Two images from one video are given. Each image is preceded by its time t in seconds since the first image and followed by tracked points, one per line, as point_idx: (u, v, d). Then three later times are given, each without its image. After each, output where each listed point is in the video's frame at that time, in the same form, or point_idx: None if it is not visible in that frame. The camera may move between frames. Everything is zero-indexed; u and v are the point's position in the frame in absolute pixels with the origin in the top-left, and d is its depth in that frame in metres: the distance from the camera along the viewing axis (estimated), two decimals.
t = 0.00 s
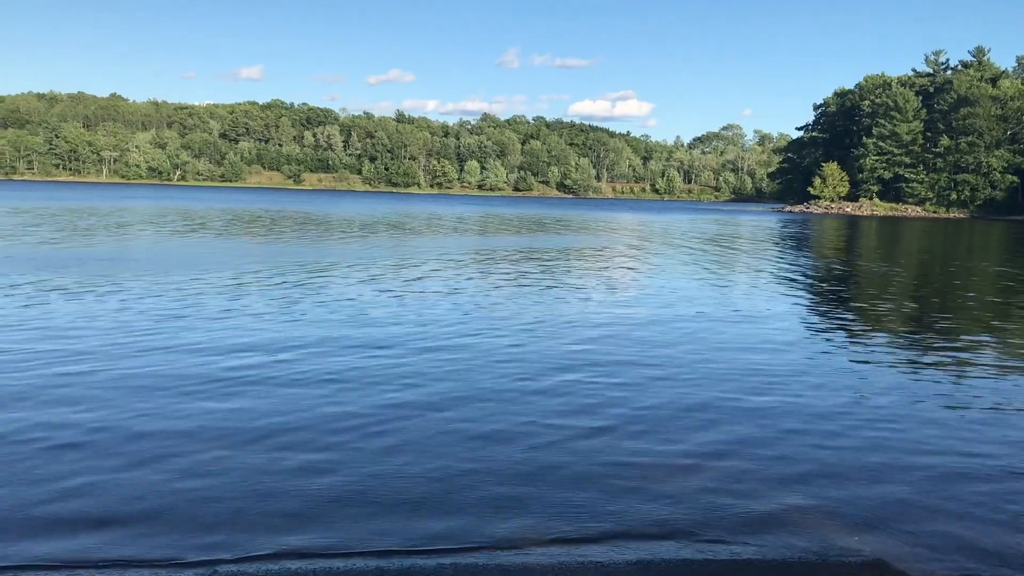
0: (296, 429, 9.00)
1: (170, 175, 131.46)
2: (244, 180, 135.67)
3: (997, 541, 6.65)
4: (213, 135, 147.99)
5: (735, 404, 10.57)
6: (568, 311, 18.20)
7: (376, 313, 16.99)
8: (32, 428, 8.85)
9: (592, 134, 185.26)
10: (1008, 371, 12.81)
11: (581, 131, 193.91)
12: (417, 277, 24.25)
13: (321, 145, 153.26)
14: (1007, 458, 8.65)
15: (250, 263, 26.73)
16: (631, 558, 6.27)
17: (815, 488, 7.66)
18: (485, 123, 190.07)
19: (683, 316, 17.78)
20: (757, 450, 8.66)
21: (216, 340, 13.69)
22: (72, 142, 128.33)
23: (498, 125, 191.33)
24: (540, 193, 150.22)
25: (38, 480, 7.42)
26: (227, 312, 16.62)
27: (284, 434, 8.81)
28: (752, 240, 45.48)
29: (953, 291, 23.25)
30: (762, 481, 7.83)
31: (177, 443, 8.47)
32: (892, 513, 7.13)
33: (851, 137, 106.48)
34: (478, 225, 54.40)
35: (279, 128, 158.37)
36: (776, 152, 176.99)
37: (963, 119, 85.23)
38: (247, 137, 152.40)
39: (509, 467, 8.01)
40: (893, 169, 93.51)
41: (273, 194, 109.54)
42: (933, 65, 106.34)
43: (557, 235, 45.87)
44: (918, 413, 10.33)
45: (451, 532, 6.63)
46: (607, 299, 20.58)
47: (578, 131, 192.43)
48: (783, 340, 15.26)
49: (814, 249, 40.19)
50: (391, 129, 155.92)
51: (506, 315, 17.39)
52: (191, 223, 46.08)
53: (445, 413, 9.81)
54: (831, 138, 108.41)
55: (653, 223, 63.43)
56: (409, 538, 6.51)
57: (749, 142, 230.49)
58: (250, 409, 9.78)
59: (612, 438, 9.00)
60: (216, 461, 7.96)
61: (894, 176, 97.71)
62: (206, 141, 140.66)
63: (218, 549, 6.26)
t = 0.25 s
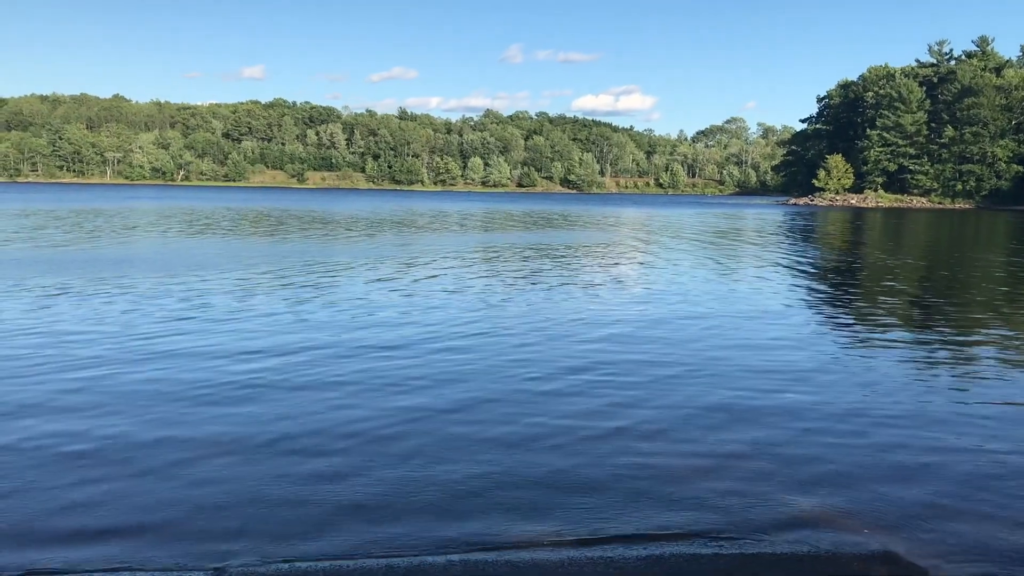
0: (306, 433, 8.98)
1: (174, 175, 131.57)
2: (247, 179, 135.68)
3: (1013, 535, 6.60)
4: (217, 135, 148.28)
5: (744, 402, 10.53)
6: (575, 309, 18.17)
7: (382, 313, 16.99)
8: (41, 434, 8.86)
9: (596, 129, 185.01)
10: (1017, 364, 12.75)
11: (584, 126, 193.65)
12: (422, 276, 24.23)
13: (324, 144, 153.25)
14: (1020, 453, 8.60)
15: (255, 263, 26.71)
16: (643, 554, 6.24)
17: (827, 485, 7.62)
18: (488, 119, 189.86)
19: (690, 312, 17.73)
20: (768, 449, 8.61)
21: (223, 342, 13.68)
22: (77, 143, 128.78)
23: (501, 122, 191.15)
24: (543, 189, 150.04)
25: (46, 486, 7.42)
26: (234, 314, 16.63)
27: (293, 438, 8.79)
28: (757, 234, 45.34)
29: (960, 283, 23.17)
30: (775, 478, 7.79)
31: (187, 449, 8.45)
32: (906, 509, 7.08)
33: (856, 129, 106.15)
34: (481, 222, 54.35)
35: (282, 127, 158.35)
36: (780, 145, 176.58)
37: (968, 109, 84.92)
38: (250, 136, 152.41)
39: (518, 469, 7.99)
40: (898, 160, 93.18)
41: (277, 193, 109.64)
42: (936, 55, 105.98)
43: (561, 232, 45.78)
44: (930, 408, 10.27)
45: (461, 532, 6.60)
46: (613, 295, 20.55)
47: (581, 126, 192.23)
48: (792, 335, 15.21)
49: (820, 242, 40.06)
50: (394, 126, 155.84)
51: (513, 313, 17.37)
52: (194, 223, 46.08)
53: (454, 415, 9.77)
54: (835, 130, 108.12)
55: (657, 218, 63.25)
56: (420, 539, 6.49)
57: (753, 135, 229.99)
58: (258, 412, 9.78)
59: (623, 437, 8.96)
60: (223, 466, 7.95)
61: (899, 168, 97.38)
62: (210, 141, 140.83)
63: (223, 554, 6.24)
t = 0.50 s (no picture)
0: (327, 433, 9.08)
1: (192, 177, 132.47)
2: (264, 179, 136.38)
3: None
4: (233, 136, 149.01)
5: (763, 396, 10.55)
6: (592, 307, 18.23)
7: (400, 313, 17.10)
8: (68, 438, 9.01)
9: (611, 126, 184.78)
10: None
11: (599, 123, 193.45)
12: (439, 275, 24.36)
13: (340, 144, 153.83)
14: None
15: (272, 264, 26.93)
16: (662, 551, 6.30)
17: (846, 478, 7.64)
18: (502, 117, 189.95)
19: (707, 308, 17.77)
20: (787, 443, 8.64)
21: (244, 345, 13.81)
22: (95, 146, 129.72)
23: (516, 119, 191.20)
24: (559, 186, 150.03)
25: (75, 490, 7.56)
26: (254, 315, 16.78)
27: (315, 438, 8.89)
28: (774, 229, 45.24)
29: (980, 276, 23.07)
30: (794, 472, 7.82)
31: (211, 451, 8.56)
32: (925, 502, 7.10)
33: (872, 123, 105.58)
34: (497, 220, 54.53)
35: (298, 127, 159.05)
36: (796, 139, 175.82)
37: (986, 102, 84.33)
38: (266, 137, 153.16)
39: (539, 465, 8.06)
40: (916, 154, 92.63)
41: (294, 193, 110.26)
42: (954, 47, 105.23)
43: (577, 229, 45.84)
44: (950, 400, 10.26)
45: (481, 530, 6.69)
46: (630, 293, 20.59)
47: (597, 123, 192.03)
48: (810, 330, 15.22)
49: (837, 236, 39.92)
50: (409, 125, 156.19)
51: (530, 312, 17.45)
52: (213, 224, 46.46)
53: (474, 412, 9.84)
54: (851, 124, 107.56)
55: (672, 214, 63.22)
56: (442, 538, 6.57)
57: (769, 130, 229.04)
58: (279, 413, 9.90)
59: (642, 434, 9.01)
60: (244, 468, 8.08)
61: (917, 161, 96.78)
62: (226, 142, 141.64)
63: (244, 553, 6.37)
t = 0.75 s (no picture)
0: (367, 436, 9.28)
1: (228, 178, 134.06)
2: (299, 180, 137.64)
3: None
4: (268, 137, 150.72)
5: (798, 403, 10.59)
6: (626, 309, 18.31)
7: (436, 315, 17.29)
8: (115, 436, 9.31)
9: (644, 126, 184.16)
10: None
11: (632, 123, 192.89)
12: (473, 275, 24.55)
13: (374, 144, 154.82)
14: None
15: (308, 264, 27.28)
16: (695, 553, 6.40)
17: (880, 486, 7.69)
18: (535, 118, 190.10)
19: (742, 312, 17.78)
20: (822, 450, 8.69)
21: (284, 347, 14.06)
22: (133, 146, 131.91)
23: (549, 120, 191.24)
24: (591, 187, 149.87)
25: (124, 487, 7.80)
26: (293, 316, 17.06)
27: (355, 441, 9.08)
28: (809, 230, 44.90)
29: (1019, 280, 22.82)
30: (828, 479, 7.88)
31: (255, 452, 8.77)
32: (960, 510, 7.14)
33: (910, 123, 104.31)
34: (529, 220, 54.65)
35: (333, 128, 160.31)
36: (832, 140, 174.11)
37: None
38: (301, 138, 154.51)
39: (572, 469, 8.21)
40: (954, 155, 91.40)
41: (327, 194, 111.24)
42: (993, 46, 103.65)
43: (609, 229, 45.86)
44: (988, 409, 10.23)
45: (513, 531, 6.85)
46: (663, 295, 20.64)
47: (630, 124, 191.52)
48: (845, 335, 15.19)
49: (873, 238, 39.57)
50: (442, 126, 156.79)
51: (564, 314, 17.57)
52: (250, 224, 47.10)
53: (511, 417, 9.98)
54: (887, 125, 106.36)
55: (706, 214, 62.97)
56: (479, 538, 6.72)
57: (804, 131, 226.94)
58: (318, 414, 10.14)
59: (677, 439, 9.10)
60: (285, 468, 8.31)
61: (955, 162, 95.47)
62: (262, 143, 143.12)
63: (283, 549, 6.58)
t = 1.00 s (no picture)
0: (421, 435, 9.42)
1: (283, 177, 135.90)
2: (352, 180, 139.01)
3: None
4: (322, 138, 152.43)
5: (854, 410, 10.51)
6: (679, 312, 18.26)
7: (488, 316, 17.44)
8: (176, 431, 9.55)
9: (697, 127, 182.61)
10: None
11: (684, 123, 191.37)
12: (526, 276, 24.62)
13: (426, 145, 155.78)
14: None
15: (363, 262, 27.60)
16: (743, 559, 6.40)
17: (936, 495, 7.61)
18: (587, 118, 189.59)
19: (796, 317, 17.65)
20: (876, 458, 8.63)
21: (339, 345, 14.32)
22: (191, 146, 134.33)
23: (601, 121, 190.58)
24: (643, 188, 149.08)
25: (185, 480, 8.03)
26: (348, 316, 17.32)
27: (409, 440, 9.24)
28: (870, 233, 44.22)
29: None
30: (883, 487, 7.81)
31: (312, 449, 8.97)
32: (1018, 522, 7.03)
33: (972, 125, 101.85)
34: (583, 221, 54.60)
35: (386, 128, 161.65)
36: (890, 141, 170.76)
37: None
38: (354, 138, 156.04)
39: (625, 472, 8.22)
40: (1019, 157, 88.98)
41: (380, 194, 112.29)
42: None
43: (663, 231, 45.64)
44: None
45: (563, 530, 6.92)
46: (716, 298, 20.54)
47: (683, 124, 190.04)
48: (902, 341, 14.99)
49: (935, 241, 38.75)
50: (494, 127, 157.08)
51: (616, 317, 17.60)
52: (306, 223, 47.77)
53: (563, 419, 10.08)
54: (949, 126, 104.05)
55: (762, 217, 62.22)
56: (529, 537, 6.81)
57: (862, 132, 222.89)
58: (372, 414, 10.29)
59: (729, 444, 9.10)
60: (338, 465, 8.45)
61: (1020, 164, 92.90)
62: (316, 143, 144.84)
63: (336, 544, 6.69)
